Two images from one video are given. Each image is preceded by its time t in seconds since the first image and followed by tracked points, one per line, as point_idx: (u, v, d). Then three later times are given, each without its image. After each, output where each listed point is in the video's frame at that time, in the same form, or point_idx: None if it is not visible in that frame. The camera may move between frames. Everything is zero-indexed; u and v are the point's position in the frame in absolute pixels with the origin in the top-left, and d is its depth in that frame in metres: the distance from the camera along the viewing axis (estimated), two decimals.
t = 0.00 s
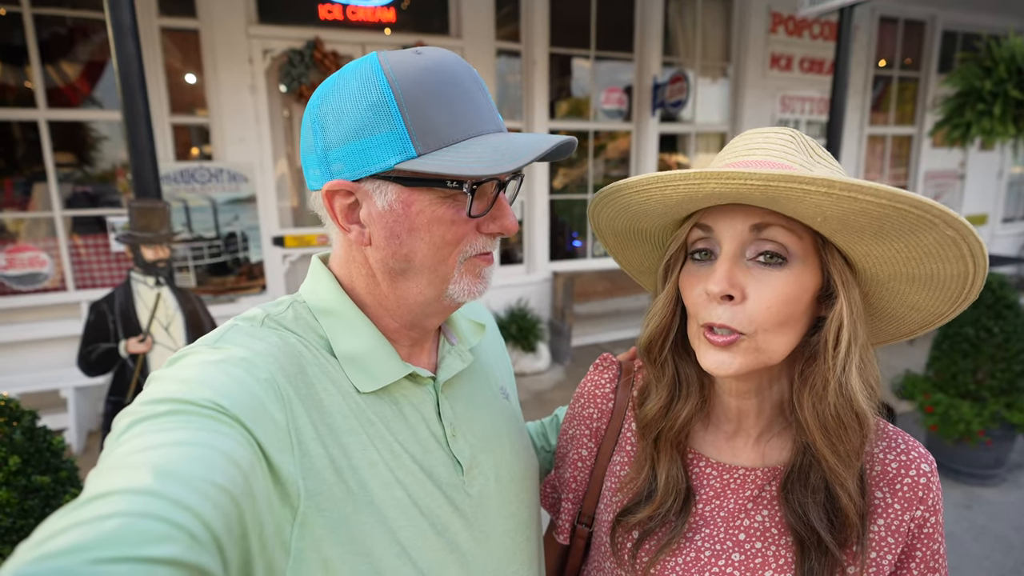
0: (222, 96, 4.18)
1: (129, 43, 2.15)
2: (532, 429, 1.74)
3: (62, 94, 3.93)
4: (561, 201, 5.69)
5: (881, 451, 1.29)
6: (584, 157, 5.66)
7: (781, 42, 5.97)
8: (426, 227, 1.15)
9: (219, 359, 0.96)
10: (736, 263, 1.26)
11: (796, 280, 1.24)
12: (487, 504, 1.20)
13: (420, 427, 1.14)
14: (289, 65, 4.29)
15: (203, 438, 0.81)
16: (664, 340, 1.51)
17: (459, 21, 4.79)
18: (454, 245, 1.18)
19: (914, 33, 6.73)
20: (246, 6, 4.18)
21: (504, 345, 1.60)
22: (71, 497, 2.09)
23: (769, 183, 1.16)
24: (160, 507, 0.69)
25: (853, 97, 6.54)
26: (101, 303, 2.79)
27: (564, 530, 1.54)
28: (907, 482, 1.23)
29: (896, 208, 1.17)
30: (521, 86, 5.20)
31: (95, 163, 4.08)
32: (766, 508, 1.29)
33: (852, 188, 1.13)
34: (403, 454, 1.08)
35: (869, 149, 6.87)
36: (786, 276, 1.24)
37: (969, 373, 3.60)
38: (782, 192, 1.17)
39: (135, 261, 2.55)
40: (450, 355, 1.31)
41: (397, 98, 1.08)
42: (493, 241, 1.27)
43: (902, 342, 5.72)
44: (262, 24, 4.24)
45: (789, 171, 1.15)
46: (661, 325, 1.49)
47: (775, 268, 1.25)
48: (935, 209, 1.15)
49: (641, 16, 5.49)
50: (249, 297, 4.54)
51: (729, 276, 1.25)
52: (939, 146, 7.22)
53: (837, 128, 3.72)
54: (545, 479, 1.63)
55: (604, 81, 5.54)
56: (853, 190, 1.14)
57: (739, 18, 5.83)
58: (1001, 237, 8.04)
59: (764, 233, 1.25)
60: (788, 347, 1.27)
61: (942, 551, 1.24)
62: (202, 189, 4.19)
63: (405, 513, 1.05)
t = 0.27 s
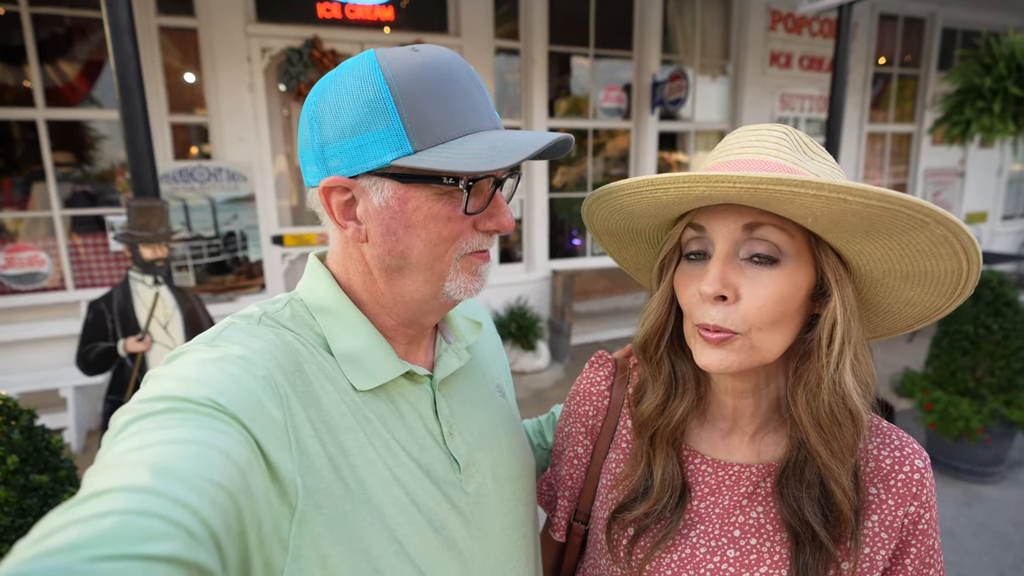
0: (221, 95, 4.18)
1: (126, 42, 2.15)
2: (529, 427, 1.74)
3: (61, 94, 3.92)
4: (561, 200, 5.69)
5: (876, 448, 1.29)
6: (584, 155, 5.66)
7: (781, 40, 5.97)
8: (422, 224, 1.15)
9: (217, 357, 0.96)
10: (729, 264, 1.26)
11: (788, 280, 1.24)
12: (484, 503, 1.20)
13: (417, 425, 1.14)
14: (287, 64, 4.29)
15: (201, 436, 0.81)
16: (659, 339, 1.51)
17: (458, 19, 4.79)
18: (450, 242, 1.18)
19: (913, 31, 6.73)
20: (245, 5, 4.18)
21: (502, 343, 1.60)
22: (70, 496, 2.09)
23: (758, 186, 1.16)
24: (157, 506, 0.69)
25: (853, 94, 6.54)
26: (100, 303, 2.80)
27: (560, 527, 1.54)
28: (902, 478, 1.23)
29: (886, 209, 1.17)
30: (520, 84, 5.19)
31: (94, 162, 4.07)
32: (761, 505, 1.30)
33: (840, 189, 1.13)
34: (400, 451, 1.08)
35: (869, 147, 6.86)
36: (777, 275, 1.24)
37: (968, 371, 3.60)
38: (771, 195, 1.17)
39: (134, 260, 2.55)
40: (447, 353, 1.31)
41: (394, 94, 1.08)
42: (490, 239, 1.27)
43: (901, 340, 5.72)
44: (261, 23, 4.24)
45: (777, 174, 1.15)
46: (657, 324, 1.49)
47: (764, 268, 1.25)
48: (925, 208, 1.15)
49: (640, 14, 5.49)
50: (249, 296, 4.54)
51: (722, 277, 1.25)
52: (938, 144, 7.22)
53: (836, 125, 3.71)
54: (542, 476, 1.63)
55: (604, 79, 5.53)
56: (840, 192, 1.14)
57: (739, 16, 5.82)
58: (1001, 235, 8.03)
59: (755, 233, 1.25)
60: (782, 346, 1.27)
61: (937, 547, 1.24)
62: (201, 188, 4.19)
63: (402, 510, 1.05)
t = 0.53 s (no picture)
0: (220, 94, 4.17)
1: (124, 41, 2.14)
2: (528, 425, 1.74)
3: (60, 93, 3.92)
4: (560, 198, 5.68)
5: (875, 446, 1.29)
6: (583, 153, 5.65)
7: (781, 37, 5.95)
8: (420, 224, 1.14)
9: (215, 355, 0.95)
10: (726, 263, 1.26)
11: (785, 279, 1.24)
12: (482, 502, 1.20)
13: (415, 424, 1.13)
14: (286, 63, 4.28)
15: (199, 434, 0.81)
16: (656, 338, 1.50)
17: (458, 17, 4.78)
18: (448, 242, 1.18)
19: (914, 28, 6.71)
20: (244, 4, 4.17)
21: (501, 342, 1.60)
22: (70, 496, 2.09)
23: (755, 185, 1.16)
24: (155, 504, 0.69)
25: (853, 92, 6.53)
26: (98, 302, 2.80)
27: (559, 526, 1.54)
28: (901, 477, 1.23)
29: (885, 207, 1.17)
30: (520, 83, 5.18)
31: (93, 162, 4.07)
32: (760, 503, 1.29)
33: (838, 188, 1.13)
34: (398, 450, 1.08)
35: (869, 144, 6.85)
36: (775, 274, 1.23)
37: (969, 368, 3.59)
38: (768, 193, 1.17)
39: (132, 259, 2.54)
40: (445, 352, 1.31)
41: (392, 93, 1.08)
42: (488, 239, 1.26)
43: (902, 338, 5.71)
44: (260, 22, 4.23)
45: (774, 173, 1.14)
46: (655, 324, 1.49)
47: (762, 267, 1.25)
48: (924, 206, 1.14)
49: (640, 12, 5.48)
50: (248, 295, 4.54)
51: (719, 276, 1.24)
52: (939, 141, 7.20)
53: (836, 123, 3.70)
54: (541, 475, 1.62)
55: (603, 77, 5.52)
56: (838, 190, 1.14)
57: (738, 14, 5.81)
58: (1002, 232, 8.02)
59: (753, 232, 1.25)
60: (781, 344, 1.27)
61: (937, 545, 1.24)
62: (201, 188, 4.18)
63: (401, 509, 1.05)
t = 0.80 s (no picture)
0: (219, 94, 4.17)
1: (122, 41, 2.13)
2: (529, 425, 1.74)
3: (59, 94, 3.91)
4: (560, 197, 5.67)
5: (877, 444, 1.28)
6: (583, 152, 5.64)
7: (780, 35, 5.95)
8: (416, 219, 1.14)
9: (213, 355, 0.95)
10: (731, 264, 1.25)
11: (791, 278, 1.24)
12: (482, 502, 1.19)
13: (415, 424, 1.13)
14: (285, 62, 4.28)
15: (197, 433, 0.80)
16: (660, 340, 1.50)
17: (457, 17, 4.77)
18: (444, 237, 1.17)
19: (913, 26, 6.71)
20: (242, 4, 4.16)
21: (501, 341, 1.60)
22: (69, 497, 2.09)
23: (764, 189, 1.14)
24: (152, 504, 0.69)
25: (852, 90, 6.52)
26: (97, 303, 2.79)
27: (561, 526, 1.53)
28: (904, 475, 1.23)
29: (894, 206, 1.16)
30: (519, 82, 5.18)
31: (93, 162, 4.07)
32: (762, 502, 1.29)
33: (848, 190, 1.12)
34: (397, 450, 1.08)
35: (869, 143, 6.85)
36: (782, 275, 1.23)
37: (969, 366, 3.59)
38: (778, 196, 1.15)
39: (131, 260, 2.54)
40: (445, 352, 1.30)
41: (384, 88, 1.07)
42: (485, 233, 1.26)
43: (902, 336, 5.71)
44: (258, 22, 4.22)
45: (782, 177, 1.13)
46: (657, 326, 1.49)
47: (768, 267, 1.24)
48: (934, 206, 1.14)
49: (639, 11, 5.47)
50: (248, 295, 4.53)
51: (725, 278, 1.23)
52: (939, 139, 7.19)
53: (836, 121, 3.69)
54: (542, 476, 1.62)
55: (603, 76, 5.51)
56: (847, 192, 1.13)
57: (738, 12, 5.80)
58: (1002, 230, 8.01)
59: (758, 231, 1.24)
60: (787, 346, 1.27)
61: (938, 542, 1.24)
62: (200, 188, 4.18)
63: (400, 508, 1.05)
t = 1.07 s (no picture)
0: (220, 95, 4.17)
1: (122, 42, 2.13)
2: (531, 423, 1.74)
3: (60, 95, 3.92)
4: (561, 196, 5.67)
5: (877, 440, 1.28)
6: (584, 151, 5.64)
7: (781, 33, 5.94)
8: (418, 219, 1.14)
9: (215, 354, 0.95)
10: (742, 256, 1.25)
11: (802, 270, 1.24)
12: (485, 501, 1.19)
13: (417, 422, 1.13)
14: (285, 63, 4.29)
15: (199, 431, 0.80)
16: (665, 339, 1.49)
17: (457, 16, 4.76)
18: (447, 238, 1.17)
19: (914, 22, 6.69)
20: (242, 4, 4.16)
21: (503, 340, 1.59)
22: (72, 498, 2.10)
23: (786, 176, 1.15)
24: (155, 501, 0.69)
25: (853, 88, 6.51)
26: (99, 304, 2.80)
27: (562, 523, 1.53)
28: (904, 471, 1.22)
29: (906, 194, 1.16)
30: (519, 81, 5.17)
31: (93, 163, 4.07)
32: (764, 498, 1.29)
33: (868, 177, 1.13)
34: (400, 448, 1.08)
35: (870, 140, 6.83)
36: (792, 266, 1.23)
37: (971, 364, 3.58)
38: (800, 183, 1.16)
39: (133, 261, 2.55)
40: (448, 351, 1.30)
41: (387, 88, 1.07)
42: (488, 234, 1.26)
43: (904, 334, 5.70)
44: (258, 22, 4.23)
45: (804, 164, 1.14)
46: (662, 324, 1.48)
47: (781, 259, 1.25)
48: (944, 193, 1.14)
49: (639, 9, 5.46)
50: (250, 296, 4.54)
51: (737, 271, 1.23)
52: (940, 136, 7.17)
53: (838, 118, 3.68)
54: (544, 474, 1.62)
55: (603, 74, 5.51)
56: (866, 179, 1.14)
57: (738, 10, 5.79)
58: (1004, 227, 7.98)
59: (768, 224, 1.25)
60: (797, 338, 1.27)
61: (939, 539, 1.23)
62: (201, 189, 4.19)
63: (403, 506, 1.05)
